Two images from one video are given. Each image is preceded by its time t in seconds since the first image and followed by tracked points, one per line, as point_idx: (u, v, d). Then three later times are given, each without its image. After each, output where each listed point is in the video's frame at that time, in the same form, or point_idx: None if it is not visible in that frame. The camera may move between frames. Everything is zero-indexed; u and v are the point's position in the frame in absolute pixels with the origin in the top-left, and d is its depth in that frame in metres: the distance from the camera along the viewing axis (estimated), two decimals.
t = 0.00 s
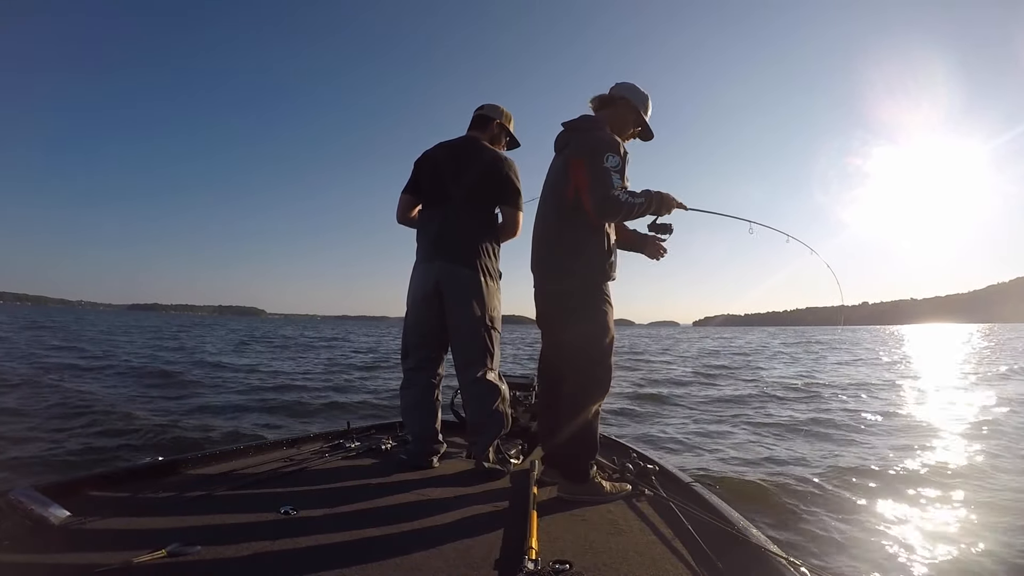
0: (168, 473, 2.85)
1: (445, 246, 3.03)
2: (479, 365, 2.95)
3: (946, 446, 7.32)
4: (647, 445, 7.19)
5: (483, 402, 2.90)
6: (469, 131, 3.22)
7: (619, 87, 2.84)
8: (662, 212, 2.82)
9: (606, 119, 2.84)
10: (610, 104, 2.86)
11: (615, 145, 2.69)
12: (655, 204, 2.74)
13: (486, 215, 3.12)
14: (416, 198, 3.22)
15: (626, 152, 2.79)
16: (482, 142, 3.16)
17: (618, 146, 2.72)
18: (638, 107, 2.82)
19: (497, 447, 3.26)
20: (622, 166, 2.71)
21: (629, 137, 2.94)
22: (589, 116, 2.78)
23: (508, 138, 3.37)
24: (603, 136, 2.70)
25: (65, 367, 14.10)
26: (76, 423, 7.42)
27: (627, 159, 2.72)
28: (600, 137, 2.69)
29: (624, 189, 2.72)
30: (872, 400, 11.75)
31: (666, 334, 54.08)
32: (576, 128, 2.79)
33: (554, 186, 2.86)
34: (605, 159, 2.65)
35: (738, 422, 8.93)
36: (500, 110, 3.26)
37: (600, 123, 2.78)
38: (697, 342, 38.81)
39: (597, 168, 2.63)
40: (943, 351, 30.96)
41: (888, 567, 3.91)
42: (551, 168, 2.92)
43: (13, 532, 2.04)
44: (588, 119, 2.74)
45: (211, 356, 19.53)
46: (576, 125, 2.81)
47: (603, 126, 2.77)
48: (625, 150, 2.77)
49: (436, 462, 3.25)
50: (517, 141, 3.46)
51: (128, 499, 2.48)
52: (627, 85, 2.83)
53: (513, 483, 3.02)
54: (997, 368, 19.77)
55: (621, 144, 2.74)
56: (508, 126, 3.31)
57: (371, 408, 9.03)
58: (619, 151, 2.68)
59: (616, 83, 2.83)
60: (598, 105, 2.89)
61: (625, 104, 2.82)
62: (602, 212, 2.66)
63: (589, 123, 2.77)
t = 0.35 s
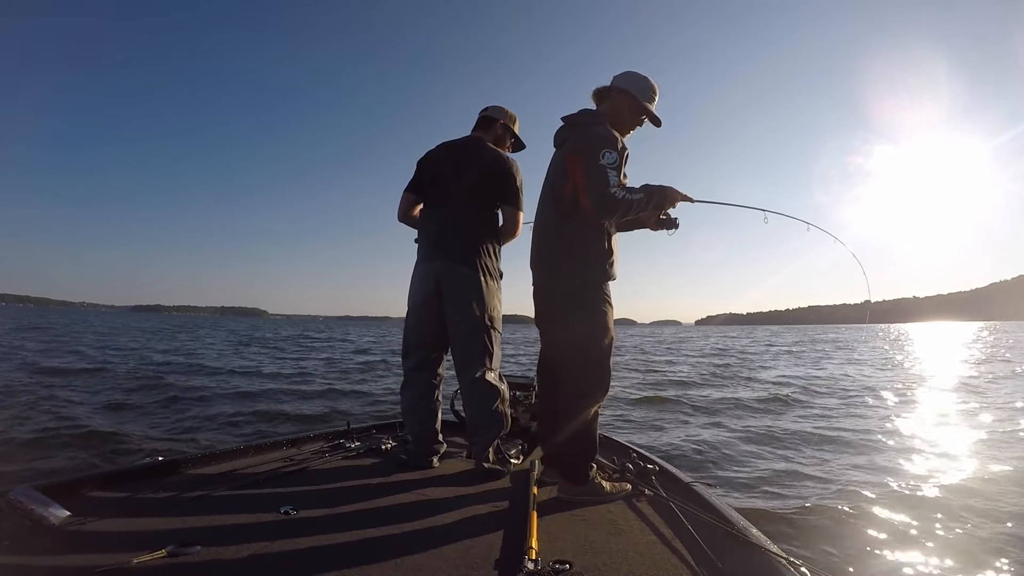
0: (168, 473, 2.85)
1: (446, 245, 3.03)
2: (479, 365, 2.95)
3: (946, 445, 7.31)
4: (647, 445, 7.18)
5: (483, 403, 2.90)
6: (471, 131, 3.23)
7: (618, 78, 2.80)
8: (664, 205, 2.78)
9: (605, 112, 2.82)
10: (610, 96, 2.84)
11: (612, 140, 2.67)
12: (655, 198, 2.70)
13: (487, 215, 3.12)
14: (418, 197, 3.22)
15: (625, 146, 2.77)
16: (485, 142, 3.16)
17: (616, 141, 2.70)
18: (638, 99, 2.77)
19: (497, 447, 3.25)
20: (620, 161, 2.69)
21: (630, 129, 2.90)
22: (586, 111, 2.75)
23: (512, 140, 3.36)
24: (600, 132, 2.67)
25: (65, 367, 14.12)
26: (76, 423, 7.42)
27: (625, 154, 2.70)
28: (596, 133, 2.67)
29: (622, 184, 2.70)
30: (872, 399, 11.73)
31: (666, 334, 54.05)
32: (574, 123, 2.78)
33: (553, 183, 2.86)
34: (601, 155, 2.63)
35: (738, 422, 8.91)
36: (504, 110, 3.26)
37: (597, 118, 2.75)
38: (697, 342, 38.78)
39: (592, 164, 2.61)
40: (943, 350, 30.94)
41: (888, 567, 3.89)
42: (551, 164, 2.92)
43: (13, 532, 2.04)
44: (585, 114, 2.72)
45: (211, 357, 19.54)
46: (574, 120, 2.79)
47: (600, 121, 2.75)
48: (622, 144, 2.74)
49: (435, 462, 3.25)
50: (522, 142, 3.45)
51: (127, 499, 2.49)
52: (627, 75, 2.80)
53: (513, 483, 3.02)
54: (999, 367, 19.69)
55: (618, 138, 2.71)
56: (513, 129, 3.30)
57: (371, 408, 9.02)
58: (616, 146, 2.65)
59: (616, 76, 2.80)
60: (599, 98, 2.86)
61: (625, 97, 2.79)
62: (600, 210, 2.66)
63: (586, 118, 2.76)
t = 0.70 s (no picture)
0: (168, 473, 2.85)
1: (447, 245, 3.04)
2: (480, 365, 2.96)
3: (946, 444, 7.32)
4: (647, 445, 7.18)
5: (483, 403, 2.90)
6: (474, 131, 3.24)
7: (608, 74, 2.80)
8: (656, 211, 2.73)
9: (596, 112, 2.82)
10: (602, 95, 2.84)
11: (601, 144, 2.66)
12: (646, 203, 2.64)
13: (488, 215, 3.12)
14: (421, 197, 3.23)
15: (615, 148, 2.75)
16: (487, 142, 3.17)
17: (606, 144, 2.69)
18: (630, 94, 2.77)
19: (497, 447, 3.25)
20: (608, 165, 2.67)
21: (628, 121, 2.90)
22: (580, 113, 2.77)
23: (517, 142, 3.38)
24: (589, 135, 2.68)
25: (66, 370, 14.16)
26: (77, 425, 7.44)
27: (613, 157, 2.68)
28: (585, 136, 2.67)
29: (611, 189, 2.68)
30: (873, 398, 11.74)
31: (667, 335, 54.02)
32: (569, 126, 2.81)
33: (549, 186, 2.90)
34: (586, 159, 2.64)
35: (739, 422, 8.90)
36: (508, 110, 3.26)
37: (590, 120, 2.76)
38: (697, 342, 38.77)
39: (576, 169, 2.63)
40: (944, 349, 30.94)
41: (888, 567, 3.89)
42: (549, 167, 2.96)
43: (14, 532, 2.04)
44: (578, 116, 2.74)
45: (211, 359, 19.57)
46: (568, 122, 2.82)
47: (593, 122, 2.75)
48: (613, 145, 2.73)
49: (435, 463, 3.25)
50: (526, 142, 3.45)
51: (127, 499, 2.49)
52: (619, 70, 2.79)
53: (512, 483, 3.03)
54: (999, 365, 19.66)
55: (609, 140, 2.70)
56: (518, 131, 3.31)
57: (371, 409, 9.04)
58: (605, 148, 2.64)
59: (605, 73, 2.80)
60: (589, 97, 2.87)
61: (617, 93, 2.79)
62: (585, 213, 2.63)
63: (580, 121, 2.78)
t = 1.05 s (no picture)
0: (168, 473, 2.86)
1: (448, 246, 3.04)
2: (480, 365, 2.96)
3: (947, 445, 7.33)
4: (647, 447, 7.18)
5: (483, 403, 2.91)
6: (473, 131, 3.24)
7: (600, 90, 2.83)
8: (653, 219, 2.80)
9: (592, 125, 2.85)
10: (598, 110, 2.88)
11: (601, 152, 2.69)
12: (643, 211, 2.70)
13: (488, 215, 3.13)
14: (421, 196, 3.23)
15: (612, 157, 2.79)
16: (487, 142, 3.17)
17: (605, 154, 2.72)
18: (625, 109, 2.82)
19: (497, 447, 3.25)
20: (609, 172, 2.70)
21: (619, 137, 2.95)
22: (577, 125, 2.80)
23: (514, 141, 3.38)
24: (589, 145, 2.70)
25: (67, 372, 14.19)
26: (77, 427, 7.45)
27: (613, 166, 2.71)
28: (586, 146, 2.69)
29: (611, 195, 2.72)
30: (873, 400, 11.75)
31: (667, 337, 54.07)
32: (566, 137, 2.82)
33: (545, 195, 2.89)
34: (590, 166, 2.66)
35: (738, 423, 8.91)
36: (508, 110, 3.26)
37: (587, 131, 2.79)
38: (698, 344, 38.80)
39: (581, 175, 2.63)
40: (945, 351, 30.98)
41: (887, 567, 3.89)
42: (543, 177, 2.96)
43: (15, 531, 2.04)
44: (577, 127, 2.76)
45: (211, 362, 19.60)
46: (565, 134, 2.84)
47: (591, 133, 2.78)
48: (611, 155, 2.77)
49: (435, 462, 3.25)
50: (526, 142, 3.46)
51: (127, 499, 2.49)
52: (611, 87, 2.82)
53: (512, 482, 3.03)
54: (999, 366, 19.65)
55: (606, 150, 2.73)
56: (518, 131, 3.33)
57: (371, 411, 9.06)
58: (605, 157, 2.68)
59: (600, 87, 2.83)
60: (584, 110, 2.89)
61: (613, 108, 2.83)
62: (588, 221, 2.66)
63: (578, 131, 2.80)
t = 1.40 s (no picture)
0: (168, 472, 2.86)
1: (449, 245, 3.04)
2: (480, 365, 2.95)
3: (948, 446, 7.35)
4: (647, 447, 7.20)
5: (484, 403, 2.91)
6: (473, 131, 3.24)
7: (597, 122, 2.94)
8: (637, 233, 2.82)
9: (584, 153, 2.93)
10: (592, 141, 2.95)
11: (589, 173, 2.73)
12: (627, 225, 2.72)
13: (488, 215, 3.12)
14: (421, 196, 3.23)
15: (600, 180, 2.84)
16: (486, 141, 3.16)
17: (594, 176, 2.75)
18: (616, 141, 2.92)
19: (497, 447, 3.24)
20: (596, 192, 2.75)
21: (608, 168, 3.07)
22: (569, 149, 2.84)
23: (507, 137, 3.37)
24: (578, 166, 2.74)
25: (67, 368, 14.22)
26: (78, 424, 7.47)
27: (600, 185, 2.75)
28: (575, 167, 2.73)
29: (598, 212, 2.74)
30: (873, 400, 11.78)
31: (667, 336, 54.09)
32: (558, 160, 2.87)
33: (538, 213, 2.93)
34: (579, 186, 2.68)
35: (738, 423, 8.92)
36: (506, 109, 3.25)
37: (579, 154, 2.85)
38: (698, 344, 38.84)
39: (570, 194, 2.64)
40: (945, 352, 31.04)
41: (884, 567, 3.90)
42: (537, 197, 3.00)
43: (15, 531, 2.04)
44: (569, 149, 2.79)
45: (212, 359, 19.62)
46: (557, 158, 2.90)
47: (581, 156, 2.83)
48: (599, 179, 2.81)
49: (435, 462, 3.25)
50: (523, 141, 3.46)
51: (127, 499, 2.49)
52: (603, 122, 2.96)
53: (512, 482, 3.03)
54: (999, 368, 19.67)
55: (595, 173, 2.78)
56: (509, 125, 3.31)
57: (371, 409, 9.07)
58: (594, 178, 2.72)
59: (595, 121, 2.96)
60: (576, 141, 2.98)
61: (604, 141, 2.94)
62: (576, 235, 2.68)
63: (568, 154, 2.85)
